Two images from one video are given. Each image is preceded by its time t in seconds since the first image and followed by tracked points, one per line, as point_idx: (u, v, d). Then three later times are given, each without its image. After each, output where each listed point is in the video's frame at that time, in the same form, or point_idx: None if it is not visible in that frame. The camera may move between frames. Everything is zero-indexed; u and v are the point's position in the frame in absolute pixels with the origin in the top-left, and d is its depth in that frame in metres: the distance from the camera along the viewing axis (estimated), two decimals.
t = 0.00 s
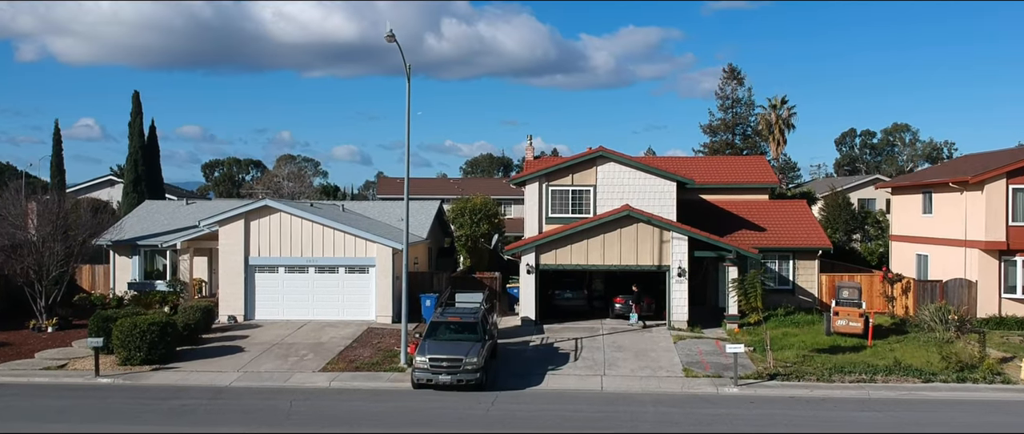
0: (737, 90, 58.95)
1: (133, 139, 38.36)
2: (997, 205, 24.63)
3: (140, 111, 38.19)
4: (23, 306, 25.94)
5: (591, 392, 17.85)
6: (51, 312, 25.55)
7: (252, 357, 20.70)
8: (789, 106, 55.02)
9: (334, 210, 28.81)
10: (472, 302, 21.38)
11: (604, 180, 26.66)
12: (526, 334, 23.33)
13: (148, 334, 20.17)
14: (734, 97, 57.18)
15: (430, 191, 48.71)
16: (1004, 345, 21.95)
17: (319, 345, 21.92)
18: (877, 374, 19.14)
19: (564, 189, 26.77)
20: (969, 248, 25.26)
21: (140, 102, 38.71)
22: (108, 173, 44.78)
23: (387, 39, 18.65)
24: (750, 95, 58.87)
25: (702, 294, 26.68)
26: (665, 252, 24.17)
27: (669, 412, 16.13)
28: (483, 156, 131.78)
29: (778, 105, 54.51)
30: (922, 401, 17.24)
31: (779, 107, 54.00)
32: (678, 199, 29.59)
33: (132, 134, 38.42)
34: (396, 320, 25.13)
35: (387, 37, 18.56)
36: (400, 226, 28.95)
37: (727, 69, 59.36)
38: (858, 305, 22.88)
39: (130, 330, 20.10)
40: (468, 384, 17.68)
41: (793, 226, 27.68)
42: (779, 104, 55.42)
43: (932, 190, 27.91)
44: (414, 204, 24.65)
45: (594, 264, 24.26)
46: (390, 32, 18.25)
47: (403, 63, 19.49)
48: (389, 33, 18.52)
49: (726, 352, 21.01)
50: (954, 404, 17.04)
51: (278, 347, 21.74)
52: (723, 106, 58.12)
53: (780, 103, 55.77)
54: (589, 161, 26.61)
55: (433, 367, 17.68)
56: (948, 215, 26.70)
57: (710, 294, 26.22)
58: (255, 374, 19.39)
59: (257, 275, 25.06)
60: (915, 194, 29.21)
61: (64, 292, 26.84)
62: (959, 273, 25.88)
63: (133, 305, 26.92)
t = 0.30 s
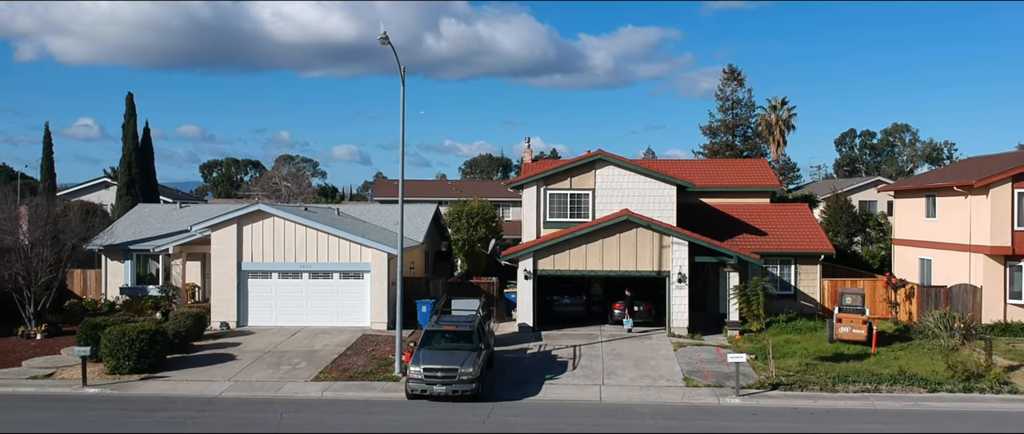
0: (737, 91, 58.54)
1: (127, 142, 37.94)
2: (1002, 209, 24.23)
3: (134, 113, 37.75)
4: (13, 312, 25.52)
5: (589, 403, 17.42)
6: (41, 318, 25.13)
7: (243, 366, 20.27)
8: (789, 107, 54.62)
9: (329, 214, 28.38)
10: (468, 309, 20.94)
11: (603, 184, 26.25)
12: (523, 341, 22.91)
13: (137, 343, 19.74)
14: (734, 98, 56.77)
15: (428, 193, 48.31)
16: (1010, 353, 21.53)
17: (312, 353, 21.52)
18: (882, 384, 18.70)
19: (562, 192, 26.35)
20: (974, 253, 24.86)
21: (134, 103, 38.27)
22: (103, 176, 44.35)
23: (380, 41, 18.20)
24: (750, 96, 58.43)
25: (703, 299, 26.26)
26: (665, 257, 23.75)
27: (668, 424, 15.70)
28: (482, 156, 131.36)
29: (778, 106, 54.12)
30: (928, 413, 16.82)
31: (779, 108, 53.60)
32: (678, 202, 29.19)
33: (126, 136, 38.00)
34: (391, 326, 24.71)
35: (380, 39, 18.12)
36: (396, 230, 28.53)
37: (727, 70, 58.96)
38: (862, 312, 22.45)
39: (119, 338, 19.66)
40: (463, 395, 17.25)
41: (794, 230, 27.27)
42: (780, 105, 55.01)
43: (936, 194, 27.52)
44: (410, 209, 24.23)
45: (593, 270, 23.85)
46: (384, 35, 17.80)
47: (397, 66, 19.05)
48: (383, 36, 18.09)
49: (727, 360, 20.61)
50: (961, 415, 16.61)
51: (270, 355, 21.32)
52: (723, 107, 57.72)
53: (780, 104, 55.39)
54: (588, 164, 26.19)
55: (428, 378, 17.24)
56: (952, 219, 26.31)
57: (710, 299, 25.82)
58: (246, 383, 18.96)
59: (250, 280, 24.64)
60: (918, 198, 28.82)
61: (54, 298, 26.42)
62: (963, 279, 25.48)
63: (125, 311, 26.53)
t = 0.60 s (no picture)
0: (737, 92, 58.14)
1: (120, 144, 37.53)
2: (1007, 213, 23.83)
3: (128, 115, 37.31)
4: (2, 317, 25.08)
5: (587, 413, 17.00)
6: (31, 324, 24.71)
7: (234, 375, 19.86)
8: (789, 108, 54.22)
9: (324, 218, 27.97)
10: (464, 317, 20.53)
11: (601, 187, 25.85)
12: (520, 348, 22.51)
13: (126, 352, 19.31)
14: (734, 99, 56.36)
15: (426, 195, 47.86)
16: (1016, 360, 21.13)
17: (305, 361, 21.10)
18: (886, 394, 18.29)
19: (560, 196, 25.96)
20: (978, 257, 24.46)
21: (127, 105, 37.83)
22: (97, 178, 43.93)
23: (374, 43, 17.81)
24: (750, 97, 58.04)
25: (703, 305, 25.85)
26: (665, 262, 23.36)
27: None
28: (480, 157, 130.93)
29: (778, 107, 53.75)
30: (934, 423, 16.41)
31: (779, 109, 53.20)
32: (678, 205, 28.80)
33: (119, 138, 37.57)
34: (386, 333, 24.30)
35: (374, 42, 17.73)
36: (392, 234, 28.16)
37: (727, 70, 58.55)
38: (865, 318, 22.05)
39: (107, 347, 19.24)
40: (459, 406, 16.83)
41: (796, 234, 26.88)
42: (780, 105, 54.61)
43: (939, 197, 27.13)
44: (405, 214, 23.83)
45: (591, 275, 23.45)
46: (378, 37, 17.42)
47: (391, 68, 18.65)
48: (376, 38, 17.68)
49: (728, 368, 20.25)
50: (968, 426, 16.20)
51: (262, 363, 20.90)
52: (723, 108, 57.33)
53: (780, 104, 54.99)
54: (586, 167, 25.79)
55: (422, 388, 16.80)
56: (956, 224, 25.91)
57: (710, 305, 25.43)
58: (237, 393, 18.54)
59: (243, 286, 24.23)
60: (922, 201, 28.43)
61: (44, 304, 26.00)
62: (967, 284, 25.08)
63: (116, 316, 26.11)
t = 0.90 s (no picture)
0: (737, 93, 57.72)
1: (113, 146, 37.09)
2: (1012, 219, 23.43)
3: (121, 117, 36.87)
4: None
5: (585, 426, 16.59)
6: (19, 332, 24.27)
7: (224, 385, 19.44)
8: (789, 110, 53.83)
9: (318, 223, 27.54)
10: (459, 325, 20.11)
11: (600, 192, 25.44)
12: (517, 357, 22.09)
13: (114, 361, 18.89)
14: (734, 101, 55.97)
15: (423, 198, 47.42)
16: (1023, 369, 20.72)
17: (297, 370, 20.69)
18: (891, 405, 17.85)
19: (558, 201, 25.54)
20: (983, 264, 24.05)
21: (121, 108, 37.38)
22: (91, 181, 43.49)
23: (367, 46, 17.41)
24: (750, 98, 57.64)
25: (703, 312, 25.43)
26: (664, 269, 22.95)
27: None
28: (479, 157, 130.48)
29: (778, 108, 53.35)
30: None
31: (779, 111, 52.80)
32: (677, 210, 28.39)
33: (113, 141, 37.14)
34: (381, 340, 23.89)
35: (367, 45, 17.33)
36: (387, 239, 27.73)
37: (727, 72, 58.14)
38: (868, 326, 21.64)
39: (94, 357, 18.81)
40: (453, 418, 16.43)
41: (797, 239, 26.48)
42: (780, 107, 54.22)
43: (943, 202, 26.72)
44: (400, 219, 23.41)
45: (590, 282, 23.04)
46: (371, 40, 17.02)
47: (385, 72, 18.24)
48: (369, 42, 17.29)
49: (729, 377, 19.85)
50: None
51: (254, 373, 20.48)
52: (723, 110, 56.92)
53: (780, 106, 54.57)
54: (585, 171, 25.37)
55: (416, 400, 16.39)
56: (960, 229, 25.51)
57: (711, 312, 25.02)
58: (227, 404, 18.11)
59: (235, 293, 23.81)
60: (925, 206, 28.02)
61: (33, 310, 25.57)
62: (972, 290, 24.68)
63: (107, 323, 25.70)
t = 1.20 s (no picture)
0: (737, 95, 57.31)
1: (107, 150, 36.68)
2: (1017, 226, 23.03)
3: (114, 120, 36.43)
4: None
5: None
6: (7, 340, 23.82)
7: (214, 397, 19.01)
8: (789, 112, 53.45)
9: (313, 229, 27.12)
10: (455, 335, 19.70)
11: (598, 198, 25.03)
12: (514, 367, 21.68)
13: (101, 373, 18.45)
14: (734, 103, 55.58)
15: (420, 201, 46.99)
16: None
17: (289, 381, 20.28)
18: (895, 418, 17.42)
19: (556, 207, 25.15)
20: (987, 271, 23.65)
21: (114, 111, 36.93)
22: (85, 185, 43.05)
23: (359, 51, 17.01)
24: (750, 100, 57.25)
25: (703, 319, 25.02)
26: (664, 277, 22.53)
27: None
28: (478, 158, 130.04)
29: (779, 110, 52.95)
30: None
31: (779, 112, 52.40)
32: (677, 215, 27.98)
33: (106, 144, 36.70)
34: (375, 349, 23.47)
35: (359, 50, 16.94)
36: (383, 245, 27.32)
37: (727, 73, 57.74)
38: (871, 335, 21.25)
39: (81, 368, 18.38)
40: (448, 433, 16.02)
41: (799, 245, 26.07)
42: (780, 108, 53.82)
43: (947, 207, 26.33)
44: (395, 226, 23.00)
45: (588, 290, 22.64)
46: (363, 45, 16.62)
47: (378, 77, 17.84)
48: (361, 46, 16.89)
49: (730, 388, 19.48)
50: None
51: (245, 384, 20.06)
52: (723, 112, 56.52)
53: (780, 107, 54.17)
54: (583, 177, 24.96)
55: (409, 415, 15.98)
56: (964, 235, 25.12)
57: (711, 320, 24.61)
58: (216, 418, 17.69)
59: (227, 301, 23.39)
60: (928, 211, 27.62)
61: (22, 318, 25.12)
62: (976, 298, 24.28)
63: (97, 331, 25.27)
